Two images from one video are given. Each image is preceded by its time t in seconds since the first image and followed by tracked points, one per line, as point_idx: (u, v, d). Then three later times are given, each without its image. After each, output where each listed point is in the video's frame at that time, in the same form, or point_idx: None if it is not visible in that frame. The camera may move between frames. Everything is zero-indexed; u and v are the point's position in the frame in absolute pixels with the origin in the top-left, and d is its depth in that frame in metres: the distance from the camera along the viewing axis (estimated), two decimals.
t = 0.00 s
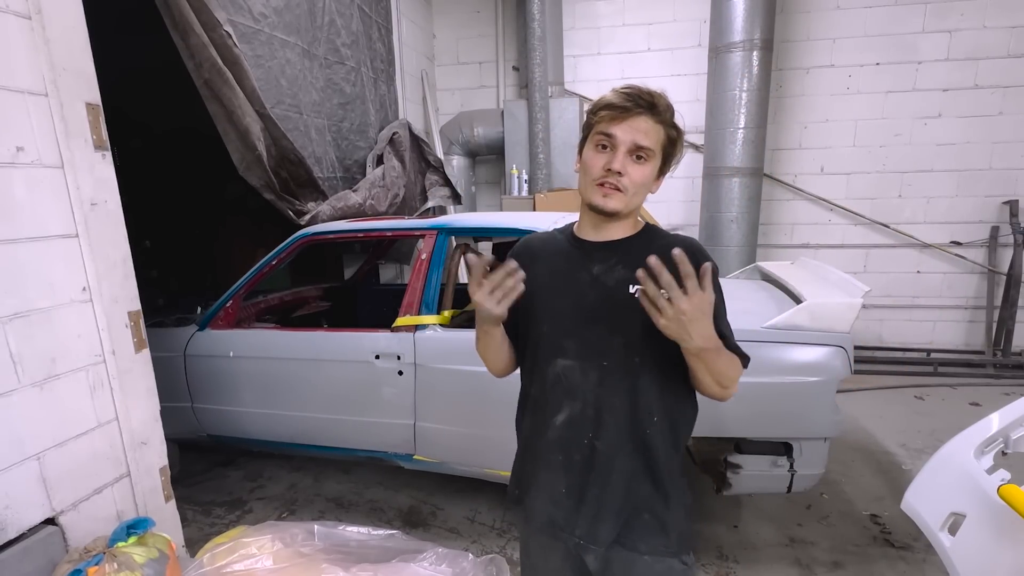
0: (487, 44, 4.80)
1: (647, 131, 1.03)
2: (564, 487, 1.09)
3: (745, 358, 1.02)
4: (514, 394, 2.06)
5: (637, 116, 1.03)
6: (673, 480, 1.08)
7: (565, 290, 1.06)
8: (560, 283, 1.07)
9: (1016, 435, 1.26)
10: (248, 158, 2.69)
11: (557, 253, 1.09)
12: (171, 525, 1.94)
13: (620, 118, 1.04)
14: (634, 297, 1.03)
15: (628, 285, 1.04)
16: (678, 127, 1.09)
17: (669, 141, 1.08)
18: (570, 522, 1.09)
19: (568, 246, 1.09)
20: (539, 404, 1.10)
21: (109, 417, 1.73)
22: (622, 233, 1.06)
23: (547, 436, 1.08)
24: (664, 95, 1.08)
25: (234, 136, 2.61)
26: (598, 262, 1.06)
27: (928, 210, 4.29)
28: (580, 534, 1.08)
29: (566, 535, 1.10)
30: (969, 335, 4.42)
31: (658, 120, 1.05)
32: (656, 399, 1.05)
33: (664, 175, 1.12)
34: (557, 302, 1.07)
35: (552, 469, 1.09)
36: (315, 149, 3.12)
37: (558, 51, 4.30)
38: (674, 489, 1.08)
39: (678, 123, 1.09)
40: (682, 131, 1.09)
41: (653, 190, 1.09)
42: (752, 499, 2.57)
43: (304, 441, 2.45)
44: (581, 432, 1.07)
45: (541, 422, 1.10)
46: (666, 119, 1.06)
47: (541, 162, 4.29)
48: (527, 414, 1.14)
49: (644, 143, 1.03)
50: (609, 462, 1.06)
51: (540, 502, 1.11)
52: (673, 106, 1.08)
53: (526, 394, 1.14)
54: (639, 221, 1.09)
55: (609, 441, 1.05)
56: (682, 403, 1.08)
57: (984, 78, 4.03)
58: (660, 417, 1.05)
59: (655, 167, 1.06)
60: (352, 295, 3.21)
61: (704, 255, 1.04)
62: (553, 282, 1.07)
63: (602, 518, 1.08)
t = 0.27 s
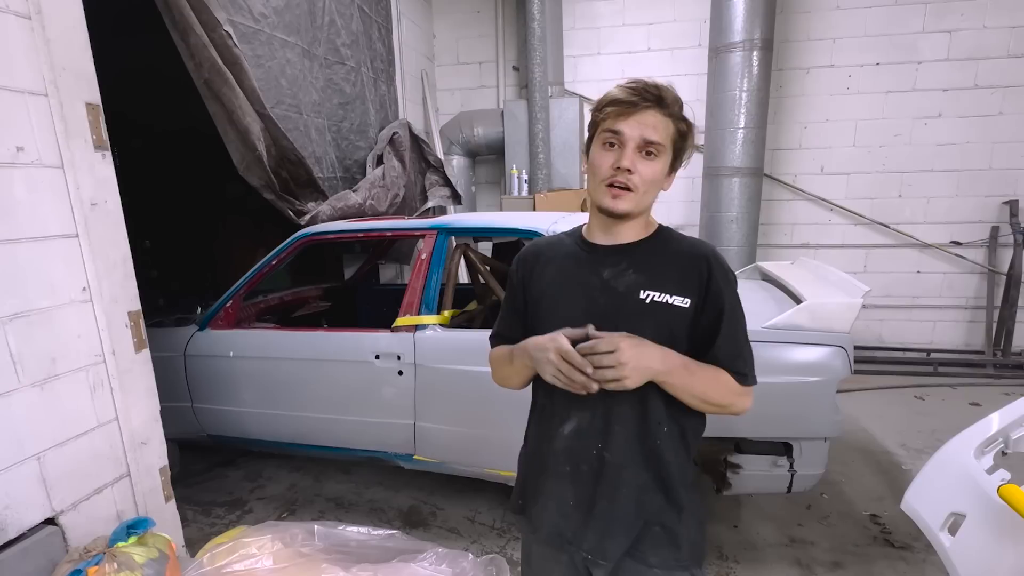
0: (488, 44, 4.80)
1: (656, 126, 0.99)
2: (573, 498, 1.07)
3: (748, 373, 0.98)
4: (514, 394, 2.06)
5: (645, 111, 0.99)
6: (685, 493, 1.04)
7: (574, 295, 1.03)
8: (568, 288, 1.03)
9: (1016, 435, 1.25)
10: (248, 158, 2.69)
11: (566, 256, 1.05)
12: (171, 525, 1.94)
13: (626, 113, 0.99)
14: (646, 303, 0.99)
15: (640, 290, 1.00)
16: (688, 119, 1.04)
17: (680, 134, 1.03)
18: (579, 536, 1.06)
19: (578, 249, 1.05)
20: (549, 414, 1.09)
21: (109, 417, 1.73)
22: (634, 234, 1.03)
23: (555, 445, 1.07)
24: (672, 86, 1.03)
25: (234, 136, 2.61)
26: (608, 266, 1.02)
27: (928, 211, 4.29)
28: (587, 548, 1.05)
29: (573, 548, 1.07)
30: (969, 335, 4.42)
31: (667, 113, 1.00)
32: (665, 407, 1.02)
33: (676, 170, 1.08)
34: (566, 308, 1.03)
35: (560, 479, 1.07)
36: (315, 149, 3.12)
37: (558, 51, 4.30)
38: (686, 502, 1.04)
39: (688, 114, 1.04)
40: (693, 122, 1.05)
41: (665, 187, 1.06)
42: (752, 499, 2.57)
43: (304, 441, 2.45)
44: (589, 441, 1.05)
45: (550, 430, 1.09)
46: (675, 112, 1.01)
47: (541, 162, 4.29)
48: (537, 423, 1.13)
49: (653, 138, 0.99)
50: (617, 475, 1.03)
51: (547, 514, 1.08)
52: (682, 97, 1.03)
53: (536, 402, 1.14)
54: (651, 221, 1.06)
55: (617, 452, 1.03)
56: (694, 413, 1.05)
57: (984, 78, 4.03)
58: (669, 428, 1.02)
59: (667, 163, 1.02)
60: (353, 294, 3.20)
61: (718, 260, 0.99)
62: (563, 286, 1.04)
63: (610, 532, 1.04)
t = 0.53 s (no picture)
0: (487, 44, 4.80)
1: (663, 122, 0.98)
2: (580, 508, 1.04)
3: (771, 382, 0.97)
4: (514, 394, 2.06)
5: (651, 108, 0.99)
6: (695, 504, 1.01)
7: (583, 300, 1.01)
8: (578, 294, 1.02)
9: (1016, 435, 1.25)
10: (248, 158, 2.69)
11: (575, 261, 1.04)
12: (171, 525, 1.94)
13: (631, 111, 0.99)
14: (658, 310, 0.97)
15: (651, 296, 0.98)
16: (696, 114, 1.03)
17: (689, 130, 1.02)
18: (585, 547, 1.03)
19: (587, 253, 1.04)
20: (556, 422, 1.06)
21: (109, 417, 1.73)
22: (647, 235, 1.01)
23: (563, 454, 1.04)
24: (678, 81, 1.02)
25: (234, 136, 2.61)
26: (618, 271, 1.00)
27: (928, 211, 4.29)
28: (593, 560, 1.02)
29: (578, 559, 1.04)
30: (969, 335, 4.42)
31: (673, 110, 1.00)
32: (677, 418, 1.00)
33: (687, 167, 1.06)
34: (575, 314, 1.01)
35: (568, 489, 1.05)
36: (315, 149, 3.12)
37: (557, 51, 4.30)
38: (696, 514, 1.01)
39: (696, 109, 1.03)
40: (701, 117, 1.04)
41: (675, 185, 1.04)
42: (752, 499, 2.57)
43: (304, 441, 2.45)
44: (597, 451, 1.02)
45: (557, 439, 1.06)
46: (682, 107, 1.01)
47: (542, 162, 4.28)
48: (543, 431, 1.10)
49: (661, 136, 0.98)
50: (625, 485, 1.00)
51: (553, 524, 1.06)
52: (689, 92, 1.03)
53: (543, 410, 1.11)
54: (663, 223, 1.04)
55: (626, 462, 1.00)
56: (707, 424, 1.02)
57: (985, 78, 4.03)
58: (679, 439, 1.00)
59: (676, 161, 1.01)
60: (352, 294, 3.20)
61: (732, 266, 0.98)
62: (572, 292, 1.02)
63: (617, 544, 1.01)
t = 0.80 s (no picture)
0: (487, 44, 4.80)
1: (672, 118, 0.97)
2: (590, 516, 1.04)
3: (801, 383, 0.93)
4: (514, 394, 2.06)
5: (659, 104, 0.97)
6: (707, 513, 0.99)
7: (593, 306, 1.00)
8: (588, 299, 1.01)
9: (1016, 435, 1.25)
10: (248, 158, 2.69)
11: (585, 266, 1.03)
12: (171, 525, 1.94)
13: (639, 108, 0.97)
14: (670, 315, 0.96)
15: (663, 301, 0.96)
16: (708, 106, 1.02)
17: (700, 124, 1.01)
18: (593, 554, 1.03)
19: (597, 258, 1.03)
20: (566, 429, 1.05)
21: (109, 417, 1.73)
22: (659, 236, 1.00)
23: (573, 462, 1.04)
24: (686, 72, 1.00)
25: (234, 136, 2.62)
26: (629, 275, 0.99)
27: (928, 211, 4.29)
28: (603, 566, 1.02)
29: (588, 566, 1.04)
30: (969, 335, 4.42)
31: (683, 104, 0.98)
32: (690, 426, 0.98)
33: (699, 162, 1.05)
34: (585, 319, 1.01)
35: (577, 496, 1.04)
36: (315, 149, 3.12)
37: (557, 51, 4.30)
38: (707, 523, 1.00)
39: (707, 102, 1.01)
40: (713, 109, 1.02)
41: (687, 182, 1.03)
42: (752, 499, 2.57)
43: (305, 441, 2.45)
44: (607, 459, 1.01)
45: (567, 446, 1.05)
46: (692, 101, 0.99)
47: (542, 162, 4.28)
48: (553, 437, 1.09)
49: (670, 132, 0.96)
50: (635, 493, 1.00)
51: (563, 531, 1.06)
52: (699, 83, 1.01)
53: (553, 416, 1.10)
54: (675, 220, 1.03)
55: (636, 471, 0.99)
56: (721, 432, 1.01)
57: (985, 78, 4.03)
58: (692, 448, 0.98)
59: (687, 157, 0.99)
60: (352, 294, 3.20)
61: (748, 269, 0.95)
62: (581, 298, 1.01)
63: (627, 551, 1.00)
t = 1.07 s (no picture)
0: (487, 44, 4.80)
1: (671, 117, 0.95)
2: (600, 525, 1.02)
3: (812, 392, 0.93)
4: (514, 394, 2.06)
5: (657, 104, 0.96)
6: (721, 523, 0.97)
7: (604, 312, 0.99)
8: (598, 305, 0.99)
9: (1016, 435, 1.25)
10: (248, 158, 2.69)
11: (596, 270, 1.01)
12: (172, 525, 1.95)
13: (636, 109, 0.96)
14: (682, 321, 0.94)
15: (675, 306, 0.94)
16: (709, 101, 0.99)
17: (702, 120, 0.99)
18: (602, 564, 1.01)
19: (607, 262, 1.01)
20: (577, 436, 1.03)
21: (109, 417, 1.73)
22: (667, 237, 0.98)
23: (584, 470, 1.02)
24: (684, 68, 0.98)
25: (234, 136, 2.62)
26: (640, 280, 0.97)
27: (928, 211, 4.29)
28: None
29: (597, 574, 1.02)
30: (969, 336, 4.42)
31: (682, 102, 0.97)
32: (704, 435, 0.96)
33: (705, 159, 1.02)
34: (596, 324, 0.99)
35: (588, 505, 1.02)
36: (315, 149, 3.12)
37: (557, 51, 4.30)
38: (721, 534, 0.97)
39: (708, 97, 0.99)
40: (714, 104, 1.00)
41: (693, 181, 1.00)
42: (752, 498, 2.57)
43: (305, 441, 2.45)
44: (619, 468, 0.99)
45: (578, 453, 1.03)
46: (691, 98, 0.97)
47: (541, 162, 4.28)
48: (564, 444, 1.07)
49: (670, 132, 0.95)
50: (646, 504, 0.97)
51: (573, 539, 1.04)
52: (698, 78, 0.99)
53: (563, 423, 1.08)
54: (685, 221, 1.00)
55: (648, 480, 0.97)
56: (735, 441, 0.98)
57: (985, 78, 4.03)
58: (706, 457, 0.96)
59: (691, 156, 0.97)
60: (352, 294, 3.20)
61: (763, 273, 0.92)
62: (592, 303, 1.00)
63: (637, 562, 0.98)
